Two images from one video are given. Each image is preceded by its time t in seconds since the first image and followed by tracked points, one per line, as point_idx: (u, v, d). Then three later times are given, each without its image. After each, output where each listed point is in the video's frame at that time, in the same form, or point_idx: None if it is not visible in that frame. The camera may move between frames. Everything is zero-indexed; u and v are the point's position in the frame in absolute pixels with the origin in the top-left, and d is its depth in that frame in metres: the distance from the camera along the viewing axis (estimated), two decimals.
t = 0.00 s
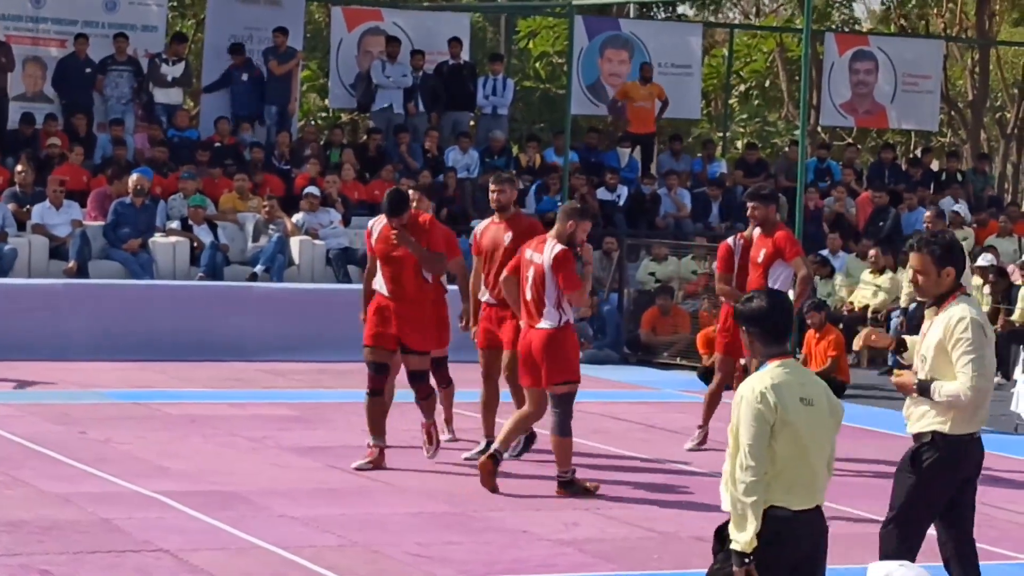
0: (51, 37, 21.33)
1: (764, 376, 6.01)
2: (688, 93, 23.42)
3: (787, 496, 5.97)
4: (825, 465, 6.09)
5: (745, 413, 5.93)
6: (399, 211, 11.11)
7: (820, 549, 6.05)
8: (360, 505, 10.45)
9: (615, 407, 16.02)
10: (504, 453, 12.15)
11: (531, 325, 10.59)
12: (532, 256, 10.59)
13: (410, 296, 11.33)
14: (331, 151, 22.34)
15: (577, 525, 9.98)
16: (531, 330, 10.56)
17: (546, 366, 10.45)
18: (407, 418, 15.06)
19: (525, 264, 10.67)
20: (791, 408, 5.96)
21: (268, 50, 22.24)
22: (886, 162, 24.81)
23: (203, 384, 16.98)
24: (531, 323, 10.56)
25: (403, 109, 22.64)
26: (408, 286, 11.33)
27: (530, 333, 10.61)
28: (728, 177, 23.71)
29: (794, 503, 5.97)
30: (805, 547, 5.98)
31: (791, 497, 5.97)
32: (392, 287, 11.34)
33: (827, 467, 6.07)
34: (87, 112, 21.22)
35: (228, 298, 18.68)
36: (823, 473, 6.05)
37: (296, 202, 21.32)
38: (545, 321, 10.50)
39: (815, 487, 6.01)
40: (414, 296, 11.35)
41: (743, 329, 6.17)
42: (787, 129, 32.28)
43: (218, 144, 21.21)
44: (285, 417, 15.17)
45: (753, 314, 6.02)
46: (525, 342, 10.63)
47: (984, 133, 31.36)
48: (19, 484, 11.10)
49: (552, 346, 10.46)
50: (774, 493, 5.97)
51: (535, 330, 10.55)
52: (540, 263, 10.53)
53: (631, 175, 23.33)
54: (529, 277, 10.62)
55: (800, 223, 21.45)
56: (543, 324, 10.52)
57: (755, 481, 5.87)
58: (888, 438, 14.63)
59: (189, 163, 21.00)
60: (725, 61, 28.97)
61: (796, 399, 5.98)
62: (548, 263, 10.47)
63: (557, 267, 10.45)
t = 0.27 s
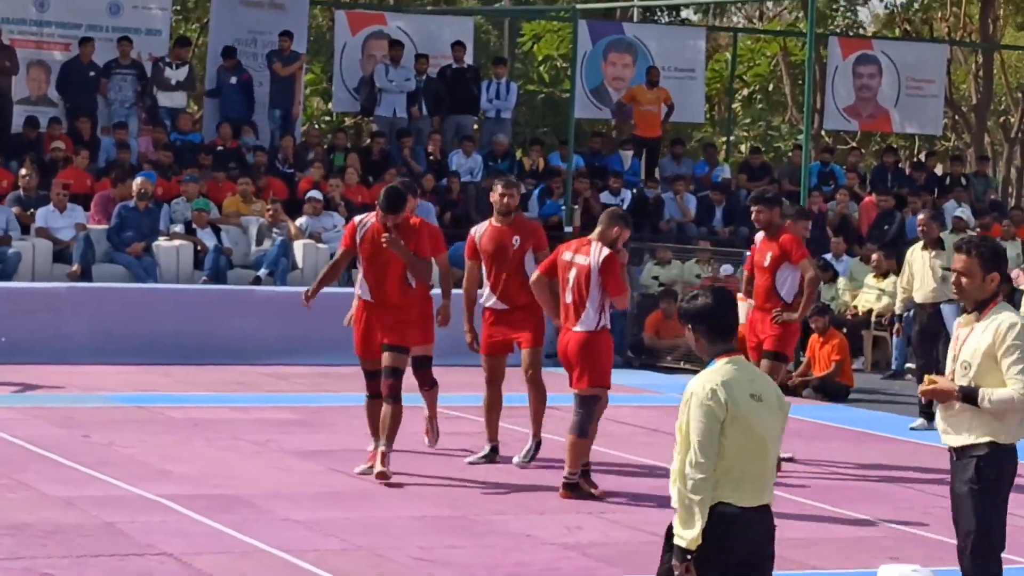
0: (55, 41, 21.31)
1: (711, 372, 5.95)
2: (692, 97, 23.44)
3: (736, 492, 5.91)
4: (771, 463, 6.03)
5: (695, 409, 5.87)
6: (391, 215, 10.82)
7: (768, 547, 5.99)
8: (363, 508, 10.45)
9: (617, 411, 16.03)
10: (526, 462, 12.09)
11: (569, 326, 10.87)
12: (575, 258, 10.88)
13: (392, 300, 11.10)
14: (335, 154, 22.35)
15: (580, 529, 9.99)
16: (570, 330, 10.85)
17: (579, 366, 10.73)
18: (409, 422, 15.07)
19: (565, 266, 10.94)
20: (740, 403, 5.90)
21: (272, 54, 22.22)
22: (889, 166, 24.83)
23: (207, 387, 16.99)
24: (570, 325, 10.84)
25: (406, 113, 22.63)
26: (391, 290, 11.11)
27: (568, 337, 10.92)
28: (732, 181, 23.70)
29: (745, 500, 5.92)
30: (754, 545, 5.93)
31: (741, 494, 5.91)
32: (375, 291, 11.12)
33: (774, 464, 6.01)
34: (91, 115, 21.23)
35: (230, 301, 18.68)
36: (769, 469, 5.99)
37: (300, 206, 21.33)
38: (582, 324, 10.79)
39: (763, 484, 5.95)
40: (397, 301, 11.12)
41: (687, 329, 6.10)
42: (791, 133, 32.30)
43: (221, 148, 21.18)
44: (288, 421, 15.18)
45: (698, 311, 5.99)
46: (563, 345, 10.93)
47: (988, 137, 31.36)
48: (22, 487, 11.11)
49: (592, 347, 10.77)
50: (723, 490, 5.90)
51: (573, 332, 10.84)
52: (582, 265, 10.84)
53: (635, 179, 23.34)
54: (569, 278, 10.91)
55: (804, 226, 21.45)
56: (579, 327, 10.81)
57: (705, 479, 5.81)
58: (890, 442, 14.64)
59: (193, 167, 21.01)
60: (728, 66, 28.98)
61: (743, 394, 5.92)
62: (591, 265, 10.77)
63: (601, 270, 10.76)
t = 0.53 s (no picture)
0: (82, 47, 21.33)
1: (704, 376, 5.98)
2: (717, 102, 23.42)
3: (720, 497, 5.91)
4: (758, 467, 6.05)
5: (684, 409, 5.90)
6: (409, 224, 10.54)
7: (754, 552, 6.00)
8: (388, 514, 10.46)
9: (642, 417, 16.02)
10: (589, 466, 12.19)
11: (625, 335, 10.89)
12: (632, 268, 10.92)
13: (407, 311, 10.80)
14: (360, 160, 22.36)
15: (605, 535, 9.98)
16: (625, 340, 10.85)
17: (631, 372, 10.68)
18: (434, 426, 15.08)
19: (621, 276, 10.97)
20: (729, 407, 5.94)
21: (295, 62, 22.21)
22: (915, 173, 24.81)
23: (232, 393, 17.02)
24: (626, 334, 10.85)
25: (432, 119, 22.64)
26: (406, 301, 10.81)
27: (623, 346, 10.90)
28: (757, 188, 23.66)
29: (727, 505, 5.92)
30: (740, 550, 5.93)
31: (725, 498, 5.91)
32: (392, 301, 10.82)
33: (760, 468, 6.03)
34: (117, 122, 21.26)
35: (256, 307, 18.72)
36: (756, 474, 6.01)
37: (325, 213, 21.34)
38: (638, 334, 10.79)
39: (750, 488, 5.97)
40: (412, 312, 10.82)
41: (680, 330, 6.19)
42: (816, 140, 32.27)
43: (247, 154, 21.23)
44: (313, 427, 15.20)
45: (690, 314, 6.06)
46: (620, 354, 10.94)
47: (1013, 143, 31.32)
48: (48, 493, 11.12)
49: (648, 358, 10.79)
50: (711, 493, 5.92)
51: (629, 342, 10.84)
52: (640, 276, 10.86)
53: (659, 185, 23.37)
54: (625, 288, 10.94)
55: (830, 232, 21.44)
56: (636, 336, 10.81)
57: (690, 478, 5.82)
58: (916, 448, 14.62)
59: (218, 173, 21.04)
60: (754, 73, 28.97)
61: (733, 400, 5.95)
62: (649, 275, 10.79)
63: (659, 282, 10.77)
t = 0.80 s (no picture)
0: (171, 50, 21.46)
1: (763, 374, 5.74)
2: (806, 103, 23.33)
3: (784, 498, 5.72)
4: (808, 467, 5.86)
5: (750, 409, 5.65)
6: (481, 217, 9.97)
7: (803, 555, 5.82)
8: (474, 515, 10.47)
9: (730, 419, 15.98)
10: (676, 473, 12.10)
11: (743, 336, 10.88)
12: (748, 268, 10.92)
13: (483, 309, 10.23)
14: (447, 162, 22.39)
15: (691, 537, 9.96)
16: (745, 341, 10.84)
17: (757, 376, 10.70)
18: (521, 428, 15.08)
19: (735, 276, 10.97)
20: (795, 405, 5.71)
21: (382, 64, 22.26)
22: (1006, 174, 24.63)
23: (319, 394, 17.07)
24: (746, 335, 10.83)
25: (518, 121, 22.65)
26: (482, 298, 10.24)
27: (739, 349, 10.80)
28: (846, 189, 23.54)
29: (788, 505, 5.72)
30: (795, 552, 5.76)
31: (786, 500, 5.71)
32: (471, 301, 10.23)
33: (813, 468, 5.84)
34: (205, 124, 21.39)
35: (343, 307, 18.75)
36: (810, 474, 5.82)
37: (413, 214, 21.38)
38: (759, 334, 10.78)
39: (808, 489, 5.78)
40: (489, 309, 10.26)
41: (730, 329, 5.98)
42: (905, 141, 32.09)
43: (335, 156, 21.40)
44: (400, 427, 15.22)
45: (746, 313, 5.85)
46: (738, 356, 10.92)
47: None
48: (137, 493, 11.19)
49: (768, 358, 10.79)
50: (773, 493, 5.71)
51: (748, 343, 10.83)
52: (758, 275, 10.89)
53: (746, 187, 23.30)
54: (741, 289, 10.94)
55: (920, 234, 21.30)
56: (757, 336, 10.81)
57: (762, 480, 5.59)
58: (1006, 451, 14.52)
59: (305, 175, 21.13)
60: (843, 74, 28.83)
61: (795, 397, 5.72)
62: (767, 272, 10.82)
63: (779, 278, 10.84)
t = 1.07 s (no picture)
0: (223, 51, 21.53)
1: (772, 378, 5.77)
2: (859, 104, 23.27)
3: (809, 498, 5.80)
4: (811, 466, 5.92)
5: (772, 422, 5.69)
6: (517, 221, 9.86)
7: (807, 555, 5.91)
8: (525, 516, 10.47)
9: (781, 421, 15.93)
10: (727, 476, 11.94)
11: (826, 338, 10.75)
12: (838, 270, 10.83)
13: (522, 315, 10.11)
14: (499, 164, 22.39)
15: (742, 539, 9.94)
16: (831, 342, 10.73)
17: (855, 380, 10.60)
18: (572, 429, 15.07)
19: (821, 276, 10.84)
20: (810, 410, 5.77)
21: (433, 65, 22.28)
22: None
23: (370, 395, 17.09)
24: (832, 336, 10.73)
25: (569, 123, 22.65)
26: (522, 302, 10.12)
27: (816, 347, 10.77)
28: (899, 190, 23.46)
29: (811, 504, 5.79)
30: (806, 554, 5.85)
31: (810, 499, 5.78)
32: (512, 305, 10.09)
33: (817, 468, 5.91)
34: (258, 124, 21.45)
35: (395, 309, 18.77)
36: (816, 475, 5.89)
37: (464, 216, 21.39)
38: (850, 336, 10.74)
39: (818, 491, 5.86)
40: (528, 313, 10.15)
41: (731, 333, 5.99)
42: (960, 143, 31.95)
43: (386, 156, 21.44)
44: (451, 429, 15.23)
45: (751, 318, 5.87)
46: (810, 358, 10.78)
47: None
48: (189, 493, 11.22)
49: (852, 361, 10.75)
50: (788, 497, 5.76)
51: (833, 344, 10.74)
52: (849, 277, 10.82)
53: (798, 188, 23.25)
54: (828, 290, 10.80)
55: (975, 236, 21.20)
56: (845, 338, 10.75)
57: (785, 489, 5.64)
58: None
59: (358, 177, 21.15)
60: (897, 74, 28.71)
61: (806, 400, 5.77)
62: (863, 276, 10.78)
63: (869, 283, 10.80)
